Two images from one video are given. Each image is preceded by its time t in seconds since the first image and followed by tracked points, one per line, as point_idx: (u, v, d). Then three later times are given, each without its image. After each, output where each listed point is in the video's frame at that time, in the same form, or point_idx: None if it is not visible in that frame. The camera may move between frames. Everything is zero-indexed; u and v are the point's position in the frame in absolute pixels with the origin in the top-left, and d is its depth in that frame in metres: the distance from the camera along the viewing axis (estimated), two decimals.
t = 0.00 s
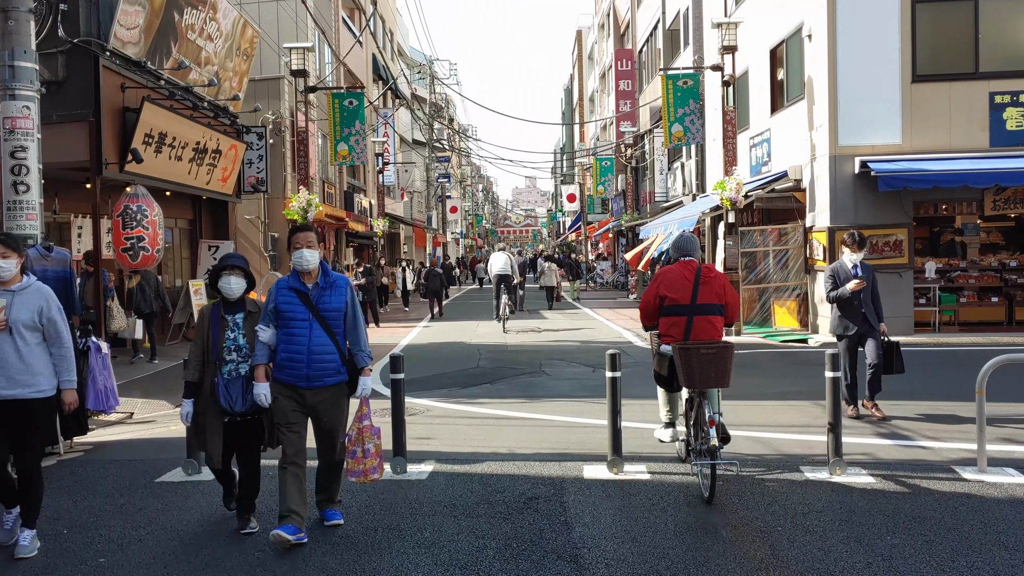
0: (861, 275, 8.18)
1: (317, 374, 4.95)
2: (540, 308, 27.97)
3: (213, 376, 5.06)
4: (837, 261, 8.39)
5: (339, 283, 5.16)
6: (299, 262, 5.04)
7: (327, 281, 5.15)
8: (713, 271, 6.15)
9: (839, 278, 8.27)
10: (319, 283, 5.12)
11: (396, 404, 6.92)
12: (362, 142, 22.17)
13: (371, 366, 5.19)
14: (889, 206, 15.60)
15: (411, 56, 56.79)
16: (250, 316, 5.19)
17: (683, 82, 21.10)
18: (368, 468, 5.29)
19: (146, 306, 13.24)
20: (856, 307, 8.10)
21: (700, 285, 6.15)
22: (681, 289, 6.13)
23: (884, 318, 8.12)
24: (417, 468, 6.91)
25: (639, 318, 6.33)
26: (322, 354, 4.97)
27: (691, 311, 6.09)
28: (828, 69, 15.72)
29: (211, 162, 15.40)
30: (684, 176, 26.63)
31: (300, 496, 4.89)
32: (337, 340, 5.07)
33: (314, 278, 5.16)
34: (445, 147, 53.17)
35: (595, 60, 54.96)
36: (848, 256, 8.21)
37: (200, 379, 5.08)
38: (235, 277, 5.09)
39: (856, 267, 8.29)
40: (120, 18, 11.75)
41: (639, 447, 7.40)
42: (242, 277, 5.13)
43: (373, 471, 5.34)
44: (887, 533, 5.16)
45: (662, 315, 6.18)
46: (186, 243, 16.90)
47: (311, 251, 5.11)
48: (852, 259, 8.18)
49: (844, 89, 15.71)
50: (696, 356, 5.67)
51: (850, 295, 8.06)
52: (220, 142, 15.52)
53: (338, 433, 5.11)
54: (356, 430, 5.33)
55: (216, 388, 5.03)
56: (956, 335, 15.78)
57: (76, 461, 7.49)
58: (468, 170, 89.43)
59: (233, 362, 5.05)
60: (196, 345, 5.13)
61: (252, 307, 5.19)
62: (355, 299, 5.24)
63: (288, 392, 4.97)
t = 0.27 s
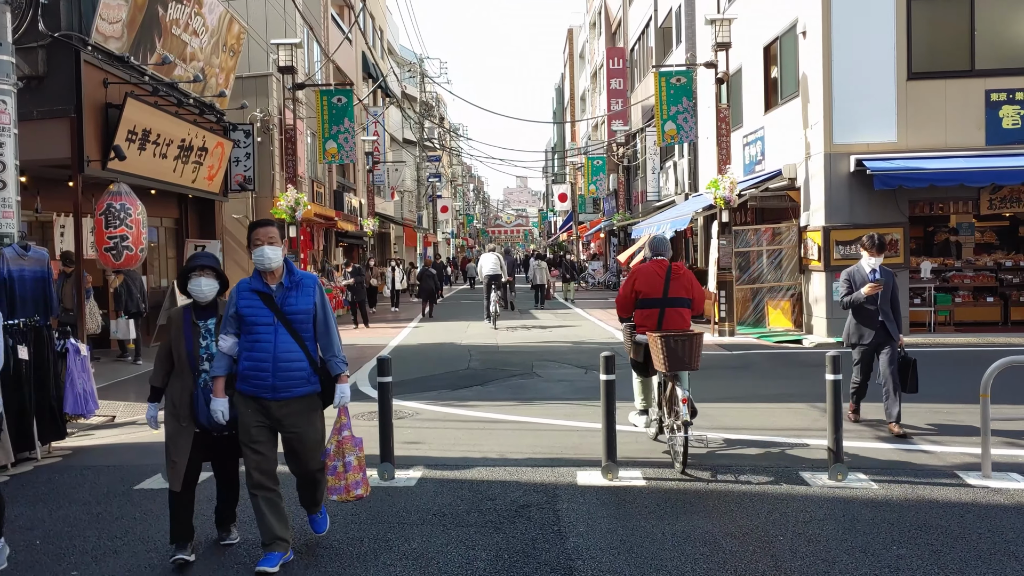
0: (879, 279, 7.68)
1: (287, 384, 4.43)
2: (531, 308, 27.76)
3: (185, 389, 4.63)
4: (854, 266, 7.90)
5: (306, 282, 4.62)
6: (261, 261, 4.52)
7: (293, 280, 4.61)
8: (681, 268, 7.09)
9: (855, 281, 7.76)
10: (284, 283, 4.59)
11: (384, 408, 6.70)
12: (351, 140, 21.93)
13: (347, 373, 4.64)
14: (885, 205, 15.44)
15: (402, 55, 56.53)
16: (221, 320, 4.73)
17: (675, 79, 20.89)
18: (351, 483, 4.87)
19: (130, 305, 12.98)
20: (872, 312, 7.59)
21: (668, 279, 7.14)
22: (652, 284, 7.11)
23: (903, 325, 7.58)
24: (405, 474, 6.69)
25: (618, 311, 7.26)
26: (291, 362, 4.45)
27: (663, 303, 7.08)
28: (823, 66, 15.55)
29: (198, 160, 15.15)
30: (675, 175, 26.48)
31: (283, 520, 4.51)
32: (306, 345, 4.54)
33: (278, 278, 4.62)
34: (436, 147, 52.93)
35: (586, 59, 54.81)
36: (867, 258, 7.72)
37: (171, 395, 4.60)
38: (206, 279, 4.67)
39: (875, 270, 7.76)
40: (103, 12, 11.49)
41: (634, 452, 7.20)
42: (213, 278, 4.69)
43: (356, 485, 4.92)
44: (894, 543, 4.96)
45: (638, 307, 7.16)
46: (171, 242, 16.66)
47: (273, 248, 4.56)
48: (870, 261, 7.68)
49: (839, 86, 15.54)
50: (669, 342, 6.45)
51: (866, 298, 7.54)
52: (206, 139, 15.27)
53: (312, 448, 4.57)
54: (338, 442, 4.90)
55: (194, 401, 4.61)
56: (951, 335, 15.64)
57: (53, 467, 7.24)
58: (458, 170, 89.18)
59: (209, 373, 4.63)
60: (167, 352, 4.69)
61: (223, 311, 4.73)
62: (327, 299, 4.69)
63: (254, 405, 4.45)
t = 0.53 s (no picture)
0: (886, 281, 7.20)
1: (253, 402, 3.95)
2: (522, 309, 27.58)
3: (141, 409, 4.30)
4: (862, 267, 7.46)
5: (274, 288, 4.12)
6: (223, 265, 4.03)
7: (260, 286, 4.10)
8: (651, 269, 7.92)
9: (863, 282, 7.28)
10: (250, 289, 4.09)
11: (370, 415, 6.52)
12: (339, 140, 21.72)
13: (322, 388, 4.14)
14: (877, 206, 15.32)
15: (391, 55, 56.29)
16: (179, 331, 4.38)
17: (667, 79, 20.72)
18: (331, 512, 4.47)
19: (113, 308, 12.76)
20: (880, 315, 7.11)
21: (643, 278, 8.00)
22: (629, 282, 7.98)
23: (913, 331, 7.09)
24: (392, 484, 6.51)
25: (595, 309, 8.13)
26: (257, 377, 3.96)
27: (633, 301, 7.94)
28: (815, 66, 15.42)
29: (182, 160, 14.91)
30: (666, 175, 26.35)
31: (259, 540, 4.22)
32: (274, 358, 4.05)
33: (243, 283, 4.13)
34: (425, 148, 52.72)
35: (576, 59, 54.67)
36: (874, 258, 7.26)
37: (126, 420, 4.29)
38: (157, 287, 4.31)
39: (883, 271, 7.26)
40: (84, 9, 11.26)
41: (626, 459, 7.03)
42: (164, 288, 4.33)
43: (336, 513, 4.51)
44: (897, 557, 4.81)
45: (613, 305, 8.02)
46: (156, 243, 16.45)
47: (235, 251, 4.09)
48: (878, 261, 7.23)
49: (832, 87, 15.40)
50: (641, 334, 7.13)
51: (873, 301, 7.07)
52: (191, 139, 15.04)
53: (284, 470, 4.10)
54: (313, 466, 4.47)
55: (149, 423, 4.27)
56: (944, 337, 15.54)
57: (28, 476, 7.03)
58: (449, 170, 88.98)
59: (164, 393, 4.28)
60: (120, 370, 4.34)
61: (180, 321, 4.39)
62: (299, 307, 4.19)
63: (217, 426, 4.00)
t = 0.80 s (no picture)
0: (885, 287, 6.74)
1: (218, 420, 3.56)
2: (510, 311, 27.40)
3: (88, 421, 3.83)
4: (862, 273, 7.02)
5: (245, 293, 3.73)
6: (189, 265, 3.66)
7: (229, 290, 3.72)
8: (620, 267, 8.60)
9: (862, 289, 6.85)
10: (218, 293, 3.71)
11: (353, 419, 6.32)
12: (325, 140, 21.51)
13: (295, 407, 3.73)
14: (868, 206, 15.22)
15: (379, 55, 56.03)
16: (133, 337, 3.92)
17: (656, 78, 20.56)
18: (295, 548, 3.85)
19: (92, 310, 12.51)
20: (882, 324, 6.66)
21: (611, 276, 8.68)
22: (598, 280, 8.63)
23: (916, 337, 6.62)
24: (376, 490, 6.32)
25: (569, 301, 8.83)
26: (223, 392, 3.58)
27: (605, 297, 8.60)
28: (805, 65, 15.30)
29: (165, 159, 14.67)
30: (655, 176, 26.23)
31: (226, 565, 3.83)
32: (244, 372, 3.65)
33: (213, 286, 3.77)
34: (414, 149, 52.48)
35: (565, 60, 54.55)
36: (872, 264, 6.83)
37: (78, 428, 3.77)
38: (109, 286, 3.86)
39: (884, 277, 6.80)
40: (62, 4, 11.02)
41: (616, 464, 6.86)
42: (119, 288, 3.90)
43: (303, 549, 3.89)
44: (896, 566, 4.66)
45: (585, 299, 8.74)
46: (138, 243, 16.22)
47: (202, 249, 3.73)
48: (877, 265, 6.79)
49: (822, 86, 15.28)
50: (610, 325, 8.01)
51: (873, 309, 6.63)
52: (174, 137, 14.79)
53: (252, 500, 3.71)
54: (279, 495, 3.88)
55: (95, 436, 3.78)
56: (935, 339, 15.45)
57: None
58: (436, 171, 88.72)
59: (118, 406, 3.83)
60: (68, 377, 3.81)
61: (134, 326, 3.93)
62: (274, 315, 3.78)
63: (177, 447, 3.61)
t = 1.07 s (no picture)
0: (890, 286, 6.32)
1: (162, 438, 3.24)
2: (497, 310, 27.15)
3: (29, 437, 3.58)
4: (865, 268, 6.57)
5: (199, 291, 3.38)
6: (133, 261, 3.32)
7: (180, 289, 3.37)
8: (593, 265, 9.63)
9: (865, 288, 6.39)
10: (168, 293, 3.36)
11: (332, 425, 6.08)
12: (309, 137, 21.23)
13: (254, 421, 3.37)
14: (859, 204, 15.07)
15: (365, 53, 55.69)
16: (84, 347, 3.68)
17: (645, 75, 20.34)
18: None
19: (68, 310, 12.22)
20: (887, 325, 6.23)
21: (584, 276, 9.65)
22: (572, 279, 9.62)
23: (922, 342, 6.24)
24: (356, 497, 6.09)
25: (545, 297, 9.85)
26: (169, 407, 3.25)
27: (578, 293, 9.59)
28: (795, 62, 15.12)
29: (143, 156, 14.37)
30: (643, 174, 26.06)
31: None
32: (197, 382, 3.31)
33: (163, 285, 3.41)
34: (400, 147, 52.16)
35: (552, 58, 54.32)
36: (878, 259, 6.35)
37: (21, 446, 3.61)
38: (64, 288, 3.63)
39: (888, 274, 6.38)
40: None
41: (606, 470, 6.64)
42: (75, 290, 3.66)
43: None
44: None
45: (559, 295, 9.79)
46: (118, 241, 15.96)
47: (149, 243, 3.37)
48: (883, 263, 6.34)
49: (812, 83, 15.12)
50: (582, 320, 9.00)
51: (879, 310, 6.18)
52: (153, 134, 14.51)
53: (206, 530, 3.41)
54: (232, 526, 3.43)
55: (29, 456, 3.53)
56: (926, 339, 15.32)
57: None
58: (423, 170, 88.43)
59: (60, 423, 3.55)
60: (9, 389, 3.66)
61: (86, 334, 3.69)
62: (233, 317, 3.42)
63: (121, 467, 3.29)
